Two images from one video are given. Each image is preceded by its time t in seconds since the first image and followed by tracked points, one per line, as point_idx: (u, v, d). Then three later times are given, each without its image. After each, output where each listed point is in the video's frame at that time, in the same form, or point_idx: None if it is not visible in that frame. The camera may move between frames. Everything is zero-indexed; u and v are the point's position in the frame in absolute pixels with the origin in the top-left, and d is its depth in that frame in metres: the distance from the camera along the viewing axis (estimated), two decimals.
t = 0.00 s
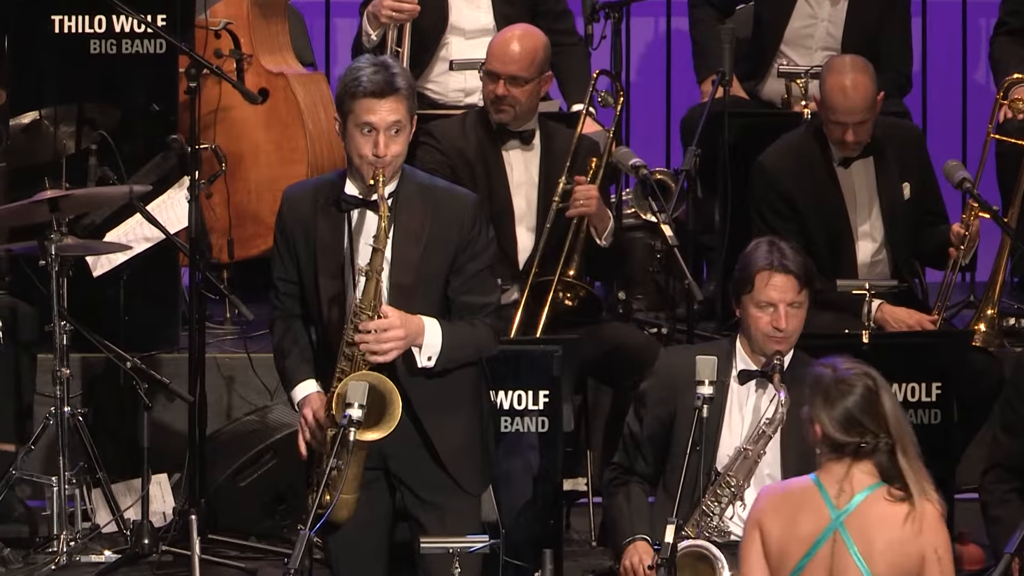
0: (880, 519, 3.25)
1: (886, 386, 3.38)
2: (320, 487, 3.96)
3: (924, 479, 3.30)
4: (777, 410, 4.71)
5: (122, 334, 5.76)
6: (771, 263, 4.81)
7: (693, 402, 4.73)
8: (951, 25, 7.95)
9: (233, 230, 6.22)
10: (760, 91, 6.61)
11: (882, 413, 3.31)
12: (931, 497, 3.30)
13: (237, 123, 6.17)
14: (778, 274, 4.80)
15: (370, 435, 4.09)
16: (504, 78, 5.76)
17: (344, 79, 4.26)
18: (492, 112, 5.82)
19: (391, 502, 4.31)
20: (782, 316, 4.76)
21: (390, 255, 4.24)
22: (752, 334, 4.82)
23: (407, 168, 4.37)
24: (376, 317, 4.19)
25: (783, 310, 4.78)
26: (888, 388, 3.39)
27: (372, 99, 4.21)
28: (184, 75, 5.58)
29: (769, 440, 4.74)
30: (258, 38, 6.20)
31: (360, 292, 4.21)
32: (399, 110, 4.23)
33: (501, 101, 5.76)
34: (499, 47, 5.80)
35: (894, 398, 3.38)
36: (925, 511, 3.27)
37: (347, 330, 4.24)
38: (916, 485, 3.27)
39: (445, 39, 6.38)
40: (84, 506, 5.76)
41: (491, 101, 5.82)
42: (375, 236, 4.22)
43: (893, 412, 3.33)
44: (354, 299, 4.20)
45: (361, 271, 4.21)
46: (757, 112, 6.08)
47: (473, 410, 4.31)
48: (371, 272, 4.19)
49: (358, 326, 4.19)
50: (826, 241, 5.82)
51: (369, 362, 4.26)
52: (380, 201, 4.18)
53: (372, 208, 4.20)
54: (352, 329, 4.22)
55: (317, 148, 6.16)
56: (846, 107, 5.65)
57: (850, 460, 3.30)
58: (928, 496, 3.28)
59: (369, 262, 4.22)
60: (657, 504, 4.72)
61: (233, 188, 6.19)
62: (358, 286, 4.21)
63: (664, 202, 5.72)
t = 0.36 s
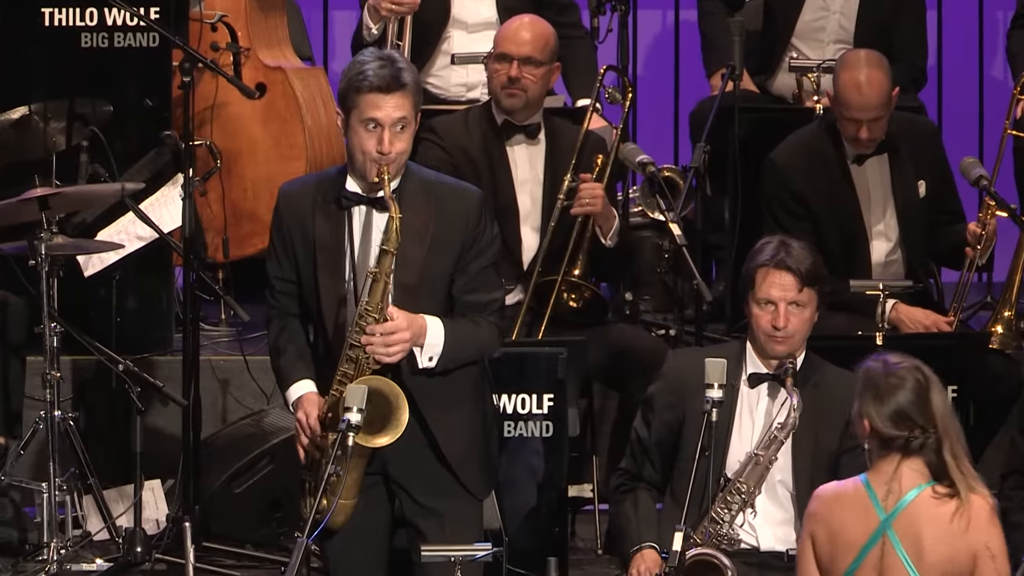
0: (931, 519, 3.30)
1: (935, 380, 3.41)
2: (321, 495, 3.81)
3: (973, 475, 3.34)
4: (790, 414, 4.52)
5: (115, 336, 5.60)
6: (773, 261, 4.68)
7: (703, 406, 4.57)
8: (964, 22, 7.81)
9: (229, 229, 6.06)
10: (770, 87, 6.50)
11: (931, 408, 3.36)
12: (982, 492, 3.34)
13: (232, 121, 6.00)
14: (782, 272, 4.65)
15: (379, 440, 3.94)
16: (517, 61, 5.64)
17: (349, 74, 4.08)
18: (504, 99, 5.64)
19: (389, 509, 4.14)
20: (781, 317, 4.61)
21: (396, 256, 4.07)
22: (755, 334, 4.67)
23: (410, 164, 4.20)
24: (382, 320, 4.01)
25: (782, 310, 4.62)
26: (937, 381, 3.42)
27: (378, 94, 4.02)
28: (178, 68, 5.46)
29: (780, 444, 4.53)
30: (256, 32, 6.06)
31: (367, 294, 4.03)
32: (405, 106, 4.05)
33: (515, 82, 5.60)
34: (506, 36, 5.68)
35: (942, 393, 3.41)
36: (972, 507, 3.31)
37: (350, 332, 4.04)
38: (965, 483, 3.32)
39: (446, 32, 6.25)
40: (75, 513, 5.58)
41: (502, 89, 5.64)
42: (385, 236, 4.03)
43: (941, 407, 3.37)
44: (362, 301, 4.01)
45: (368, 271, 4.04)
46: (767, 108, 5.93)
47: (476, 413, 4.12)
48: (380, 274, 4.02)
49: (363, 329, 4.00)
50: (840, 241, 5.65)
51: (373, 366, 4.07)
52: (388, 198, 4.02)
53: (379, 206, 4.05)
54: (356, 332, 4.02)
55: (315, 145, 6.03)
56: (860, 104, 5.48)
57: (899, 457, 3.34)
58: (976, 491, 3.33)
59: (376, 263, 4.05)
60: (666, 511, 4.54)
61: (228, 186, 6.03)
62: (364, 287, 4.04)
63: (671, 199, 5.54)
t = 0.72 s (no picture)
0: (1001, 513, 3.07)
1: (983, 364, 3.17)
2: (314, 501, 3.72)
3: None
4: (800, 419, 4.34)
5: (106, 339, 5.45)
6: (779, 262, 4.50)
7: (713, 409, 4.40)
8: (977, 16, 7.67)
9: (222, 227, 5.90)
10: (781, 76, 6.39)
11: (987, 393, 3.12)
12: None
13: (227, 115, 5.86)
14: (790, 273, 4.47)
15: (373, 437, 3.77)
16: (524, 54, 5.51)
17: (349, 62, 3.90)
18: (510, 93, 5.49)
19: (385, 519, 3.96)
20: (789, 318, 4.43)
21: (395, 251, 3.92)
22: (761, 337, 4.49)
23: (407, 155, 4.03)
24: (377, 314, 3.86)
25: (790, 311, 4.44)
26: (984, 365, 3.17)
27: (378, 81, 3.86)
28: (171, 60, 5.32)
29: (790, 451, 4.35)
30: (249, 25, 5.91)
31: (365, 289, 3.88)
32: (405, 96, 3.89)
33: (523, 75, 5.47)
34: (510, 29, 5.56)
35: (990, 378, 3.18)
36: None
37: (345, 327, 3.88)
38: None
39: (447, 25, 6.17)
40: (64, 521, 5.41)
41: (508, 83, 5.50)
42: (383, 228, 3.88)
43: (995, 393, 3.14)
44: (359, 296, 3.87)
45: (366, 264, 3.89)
46: (776, 103, 5.78)
47: (480, 411, 3.94)
48: (379, 267, 3.87)
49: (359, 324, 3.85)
50: (853, 240, 5.48)
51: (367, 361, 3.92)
52: (388, 192, 3.86)
53: (378, 197, 3.91)
54: (351, 326, 3.87)
55: (310, 139, 5.90)
56: (873, 100, 5.31)
57: (958, 448, 3.09)
58: None
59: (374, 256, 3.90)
60: (674, 518, 4.37)
61: (221, 183, 5.87)
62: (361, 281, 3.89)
63: (679, 198, 5.39)
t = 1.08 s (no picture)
0: None
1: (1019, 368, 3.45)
2: (314, 518, 3.54)
3: None
4: (813, 430, 4.15)
5: (99, 348, 5.30)
6: (792, 268, 4.33)
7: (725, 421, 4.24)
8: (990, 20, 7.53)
9: (217, 233, 5.76)
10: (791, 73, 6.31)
11: None
12: None
13: (223, 116, 5.72)
14: (804, 280, 4.31)
15: (376, 447, 3.60)
16: (531, 71, 5.29)
17: (348, 61, 3.76)
18: (517, 107, 5.33)
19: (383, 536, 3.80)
20: (802, 326, 4.27)
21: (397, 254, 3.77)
22: (773, 345, 4.32)
23: (407, 160, 3.87)
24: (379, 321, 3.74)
25: (803, 319, 4.28)
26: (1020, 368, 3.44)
27: (378, 81, 3.72)
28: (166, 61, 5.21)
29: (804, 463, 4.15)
30: (243, 25, 5.79)
31: (366, 292, 3.75)
32: (407, 97, 3.74)
33: (532, 95, 5.30)
34: (517, 34, 5.32)
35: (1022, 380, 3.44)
36: None
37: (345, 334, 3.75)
38: None
39: (449, 24, 6.05)
40: (55, 535, 5.25)
41: (515, 97, 5.33)
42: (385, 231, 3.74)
43: None
44: (361, 302, 3.75)
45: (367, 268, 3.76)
46: (789, 104, 5.63)
47: (482, 419, 3.79)
48: (381, 271, 3.74)
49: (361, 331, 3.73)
50: (867, 244, 5.33)
51: (368, 369, 3.76)
52: (389, 191, 3.69)
53: (379, 201, 3.76)
54: (351, 332, 3.73)
55: (307, 142, 5.76)
56: (890, 102, 5.16)
57: None
58: None
59: (375, 259, 3.76)
60: (683, 533, 4.21)
61: (217, 186, 5.74)
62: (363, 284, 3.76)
63: (689, 202, 5.23)
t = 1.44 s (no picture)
0: None
1: None
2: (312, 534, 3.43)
3: None
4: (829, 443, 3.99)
5: (92, 355, 5.16)
6: (813, 277, 4.15)
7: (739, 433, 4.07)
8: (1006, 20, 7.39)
9: (214, 236, 5.59)
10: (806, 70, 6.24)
11: None
12: None
13: (221, 118, 5.58)
14: (820, 288, 4.13)
15: (369, 461, 3.47)
16: (538, 70, 5.15)
17: (347, 60, 3.62)
18: (524, 108, 5.16)
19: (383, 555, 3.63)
20: (824, 336, 4.08)
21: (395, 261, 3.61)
22: (792, 356, 4.15)
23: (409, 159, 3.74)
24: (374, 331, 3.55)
25: (824, 329, 4.10)
26: None
27: (377, 81, 3.57)
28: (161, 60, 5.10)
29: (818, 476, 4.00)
30: (242, 23, 5.66)
31: (360, 301, 3.56)
32: (407, 97, 3.60)
33: (538, 95, 5.13)
34: (521, 33, 5.17)
35: None
36: None
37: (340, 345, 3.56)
38: None
39: (454, 23, 5.91)
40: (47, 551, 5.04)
41: (521, 96, 5.16)
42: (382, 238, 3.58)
43: None
44: (354, 311, 3.55)
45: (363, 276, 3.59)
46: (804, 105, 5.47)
47: (490, 429, 3.64)
48: (376, 279, 3.57)
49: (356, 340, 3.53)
50: (883, 248, 5.17)
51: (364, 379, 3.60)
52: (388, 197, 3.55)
53: (378, 206, 3.60)
54: (346, 342, 3.55)
55: (308, 145, 5.60)
56: (907, 103, 5.01)
57: None
58: None
59: (371, 266, 3.59)
60: (696, 547, 4.04)
61: (214, 192, 5.57)
62: (358, 293, 3.58)
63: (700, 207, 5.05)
